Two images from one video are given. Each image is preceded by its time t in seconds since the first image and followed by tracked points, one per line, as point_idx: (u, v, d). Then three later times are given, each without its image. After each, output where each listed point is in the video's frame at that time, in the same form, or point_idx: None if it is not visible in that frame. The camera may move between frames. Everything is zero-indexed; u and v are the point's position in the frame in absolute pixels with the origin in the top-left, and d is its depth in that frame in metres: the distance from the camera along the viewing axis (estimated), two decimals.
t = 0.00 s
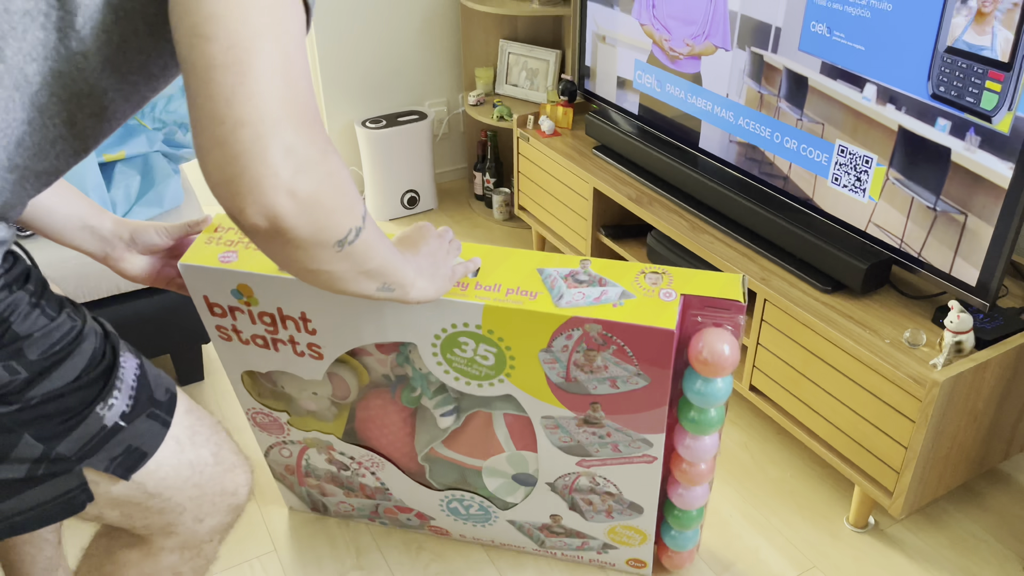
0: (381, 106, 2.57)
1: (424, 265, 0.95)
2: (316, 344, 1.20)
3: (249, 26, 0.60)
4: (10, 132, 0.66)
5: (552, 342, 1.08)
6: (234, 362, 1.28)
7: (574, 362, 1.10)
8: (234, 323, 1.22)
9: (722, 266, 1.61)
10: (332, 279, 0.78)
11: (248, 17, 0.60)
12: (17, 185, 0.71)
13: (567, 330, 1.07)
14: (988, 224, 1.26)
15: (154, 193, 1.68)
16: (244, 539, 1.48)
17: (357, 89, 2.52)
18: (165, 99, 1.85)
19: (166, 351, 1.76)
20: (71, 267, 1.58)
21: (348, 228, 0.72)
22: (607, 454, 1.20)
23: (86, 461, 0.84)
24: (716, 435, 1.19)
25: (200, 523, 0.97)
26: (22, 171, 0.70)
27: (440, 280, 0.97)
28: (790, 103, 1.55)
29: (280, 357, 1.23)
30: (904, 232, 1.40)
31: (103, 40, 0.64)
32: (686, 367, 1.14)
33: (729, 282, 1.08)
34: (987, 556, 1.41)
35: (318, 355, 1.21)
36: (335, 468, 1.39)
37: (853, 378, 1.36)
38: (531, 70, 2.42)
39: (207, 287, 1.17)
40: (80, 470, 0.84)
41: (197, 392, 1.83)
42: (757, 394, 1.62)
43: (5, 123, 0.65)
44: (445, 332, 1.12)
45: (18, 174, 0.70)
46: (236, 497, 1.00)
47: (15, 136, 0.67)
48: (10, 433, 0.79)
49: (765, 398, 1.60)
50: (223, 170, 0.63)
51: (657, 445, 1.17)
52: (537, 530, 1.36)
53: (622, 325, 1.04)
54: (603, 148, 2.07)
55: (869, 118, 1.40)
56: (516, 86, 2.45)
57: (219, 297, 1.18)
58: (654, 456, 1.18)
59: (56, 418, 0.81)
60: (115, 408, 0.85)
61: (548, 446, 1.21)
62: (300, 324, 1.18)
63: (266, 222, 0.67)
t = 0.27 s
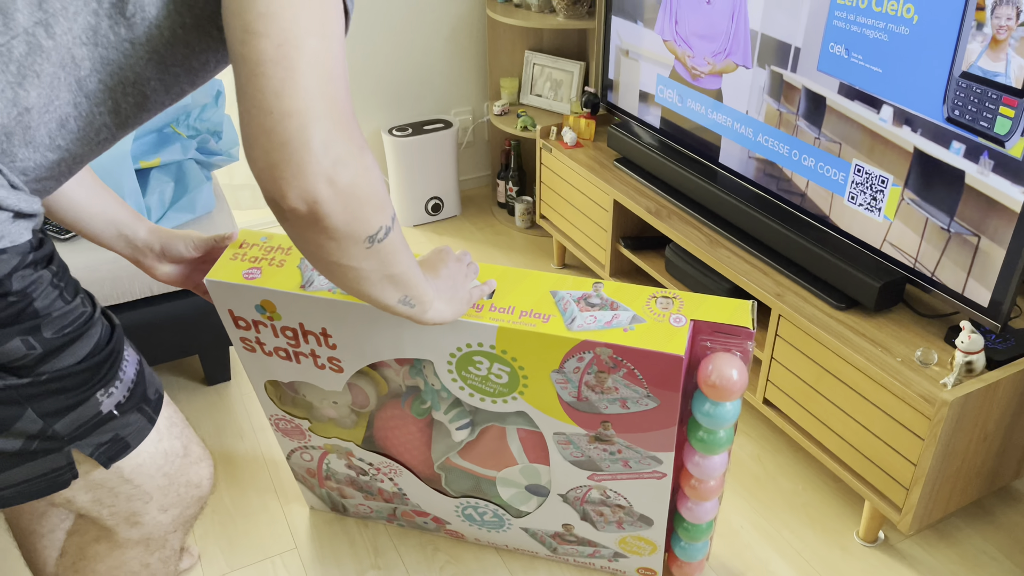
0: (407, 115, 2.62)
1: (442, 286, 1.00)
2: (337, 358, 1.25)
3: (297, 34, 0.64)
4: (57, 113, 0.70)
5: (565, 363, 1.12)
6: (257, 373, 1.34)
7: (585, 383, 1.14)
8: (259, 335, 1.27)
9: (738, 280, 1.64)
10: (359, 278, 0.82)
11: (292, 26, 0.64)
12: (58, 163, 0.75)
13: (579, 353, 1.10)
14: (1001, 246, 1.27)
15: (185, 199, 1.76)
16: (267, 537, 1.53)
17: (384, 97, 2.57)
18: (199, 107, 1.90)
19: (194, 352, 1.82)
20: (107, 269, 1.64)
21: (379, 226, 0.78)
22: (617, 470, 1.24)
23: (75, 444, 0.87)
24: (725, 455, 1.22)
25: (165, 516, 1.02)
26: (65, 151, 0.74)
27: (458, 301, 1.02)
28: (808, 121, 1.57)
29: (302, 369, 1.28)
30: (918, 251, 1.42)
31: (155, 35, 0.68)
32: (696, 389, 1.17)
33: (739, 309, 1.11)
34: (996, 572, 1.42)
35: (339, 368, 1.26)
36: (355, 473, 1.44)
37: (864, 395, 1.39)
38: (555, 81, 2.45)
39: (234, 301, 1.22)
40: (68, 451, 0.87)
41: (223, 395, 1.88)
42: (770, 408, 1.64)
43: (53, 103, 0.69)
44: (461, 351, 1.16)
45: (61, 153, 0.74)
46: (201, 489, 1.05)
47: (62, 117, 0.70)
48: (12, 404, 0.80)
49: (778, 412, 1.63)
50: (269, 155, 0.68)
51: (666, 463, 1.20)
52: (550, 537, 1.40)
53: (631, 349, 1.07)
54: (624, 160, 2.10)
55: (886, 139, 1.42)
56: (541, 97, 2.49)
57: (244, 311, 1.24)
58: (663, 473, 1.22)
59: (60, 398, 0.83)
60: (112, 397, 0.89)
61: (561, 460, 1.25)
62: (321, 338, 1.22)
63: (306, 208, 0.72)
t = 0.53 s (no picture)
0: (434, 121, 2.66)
1: (467, 286, 1.03)
2: (365, 356, 1.28)
3: (331, 39, 0.68)
4: (92, 102, 0.74)
5: (586, 365, 1.15)
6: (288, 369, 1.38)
7: (605, 385, 1.17)
8: (291, 332, 1.31)
9: (758, 291, 1.66)
10: (387, 271, 0.86)
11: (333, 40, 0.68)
12: (92, 150, 0.79)
13: (600, 354, 1.13)
14: (1020, 262, 1.29)
15: (218, 202, 1.82)
16: (291, 532, 1.58)
17: (412, 104, 2.62)
18: (233, 111, 1.94)
19: (224, 351, 1.87)
20: (142, 269, 1.70)
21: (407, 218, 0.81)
22: (635, 471, 1.26)
23: (84, 432, 0.91)
24: (741, 459, 1.24)
25: (165, 505, 1.09)
26: (100, 139, 0.78)
27: (482, 302, 1.04)
28: (831, 135, 1.59)
29: (331, 366, 1.33)
30: (937, 265, 1.43)
31: (184, 28, 0.73)
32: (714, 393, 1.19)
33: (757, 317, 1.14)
34: None
35: (367, 366, 1.30)
36: (378, 470, 1.48)
37: (882, 407, 1.40)
38: (580, 90, 2.48)
39: (269, 298, 1.27)
40: (78, 439, 0.91)
41: (251, 393, 1.94)
42: (788, 418, 1.66)
43: (88, 92, 0.73)
44: (484, 351, 1.20)
45: (96, 142, 0.78)
46: (202, 480, 1.12)
47: (96, 106, 0.75)
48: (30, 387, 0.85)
49: (796, 422, 1.65)
50: (305, 152, 0.73)
51: (683, 465, 1.22)
52: (567, 538, 1.43)
53: (651, 351, 1.10)
54: (647, 169, 2.13)
55: (907, 154, 1.44)
56: (566, 105, 2.52)
57: (278, 309, 1.28)
58: (680, 475, 1.24)
59: (77, 385, 0.88)
60: (124, 389, 0.94)
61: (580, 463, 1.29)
62: (351, 336, 1.26)
63: (339, 200, 0.77)
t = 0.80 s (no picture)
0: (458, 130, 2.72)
1: (479, 283, 1.09)
2: (387, 355, 1.34)
3: (346, 44, 0.73)
4: (116, 98, 0.82)
5: (597, 367, 1.20)
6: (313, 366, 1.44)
7: (615, 386, 1.21)
8: (317, 331, 1.37)
9: (770, 301, 1.69)
10: (402, 261, 0.91)
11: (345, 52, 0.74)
12: (118, 141, 0.87)
13: (611, 356, 1.18)
14: None
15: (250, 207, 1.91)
16: (311, 526, 1.64)
17: (436, 113, 2.68)
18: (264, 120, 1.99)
19: (250, 350, 1.93)
20: (174, 271, 1.77)
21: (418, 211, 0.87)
22: (643, 471, 1.30)
23: (88, 421, 1.00)
24: (746, 462, 1.27)
25: (163, 491, 1.16)
26: (125, 131, 0.86)
27: (493, 297, 1.10)
28: (843, 150, 1.62)
29: (355, 364, 1.38)
30: (945, 280, 1.46)
31: (198, 25, 0.80)
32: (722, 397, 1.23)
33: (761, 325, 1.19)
34: None
35: (388, 364, 1.36)
36: (397, 468, 1.53)
37: (888, 418, 1.43)
38: (602, 100, 2.53)
39: (297, 297, 1.33)
40: (81, 427, 0.99)
41: (276, 392, 2.00)
42: (797, 426, 1.69)
43: (113, 87, 0.81)
44: (499, 352, 1.25)
45: (121, 133, 0.86)
46: (199, 467, 1.19)
47: (121, 100, 0.83)
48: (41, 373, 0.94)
49: (805, 431, 1.68)
50: (326, 147, 0.78)
51: (690, 467, 1.26)
52: (578, 538, 1.48)
53: (659, 354, 1.14)
54: (665, 180, 2.17)
55: (917, 171, 1.47)
56: (587, 116, 2.56)
57: (306, 308, 1.34)
58: (687, 476, 1.28)
59: (83, 377, 0.96)
60: (128, 383, 1.01)
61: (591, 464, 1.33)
62: (374, 336, 1.32)
63: (358, 190, 0.82)
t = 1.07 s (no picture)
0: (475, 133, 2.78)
1: (481, 276, 1.19)
2: (398, 346, 1.39)
3: (344, 46, 0.82)
4: (126, 90, 0.89)
5: (597, 360, 1.24)
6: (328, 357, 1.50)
7: (614, 378, 1.25)
8: (332, 322, 1.43)
9: (773, 305, 1.73)
10: (402, 249, 1.00)
11: (342, 56, 0.83)
12: (130, 131, 0.94)
13: (610, 350, 1.22)
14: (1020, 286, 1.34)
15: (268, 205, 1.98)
16: (322, 515, 1.69)
17: (453, 116, 2.74)
18: (284, 122, 2.05)
19: (267, 344, 2.00)
20: (195, 265, 1.84)
21: (416, 199, 0.96)
22: (643, 464, 1.34)
23: (93, 399, 1.07)
24: (741, 456, 1.32)
25: (164, 468, 1.22)
26: (135, 121, 0.93)
27: (495, 289, 1.20)
28: (847, 157, 1.65)
29: (368, 354, 1.44)
30: (944, 285, 1.49)
31: (201, 20, 0.87)
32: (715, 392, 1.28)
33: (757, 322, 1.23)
34: None
35: (399, 356, 1.41)
36: (405, 458, 1.59)
37: (884, 419, 1.46)
38: (615, 106, 2.57)
39: (313, 289, 1.39)
40: (87, 405, 1.07)
41: (292, 385, 2.06)
42: (798, 427, 1.73)
43: (123, 81, 0.88)
44: (504, 345, 1.30)
45: (133, 123, 0.93)
46: (198, 447, 1.26)
47: (131, 93, 0.89)
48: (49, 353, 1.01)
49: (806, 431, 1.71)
50: (326, 141, 0.87)
51: (687, 460, 1.31)
52: (579, 530, 1.52)
53: (657, 349, 1.18)
54: (674, 185, 2.21)
55: (918, 178, 1.50)
56: (600, 120, 2.61)
57: (321, 300, 1.40)
58: (684, 469, 1.32)
59: (89, 357, 1.04)
60: (131, 365, 1.09)
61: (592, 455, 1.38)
62: (386, 327, 1.37)
63: (357, 181, 0.91)
